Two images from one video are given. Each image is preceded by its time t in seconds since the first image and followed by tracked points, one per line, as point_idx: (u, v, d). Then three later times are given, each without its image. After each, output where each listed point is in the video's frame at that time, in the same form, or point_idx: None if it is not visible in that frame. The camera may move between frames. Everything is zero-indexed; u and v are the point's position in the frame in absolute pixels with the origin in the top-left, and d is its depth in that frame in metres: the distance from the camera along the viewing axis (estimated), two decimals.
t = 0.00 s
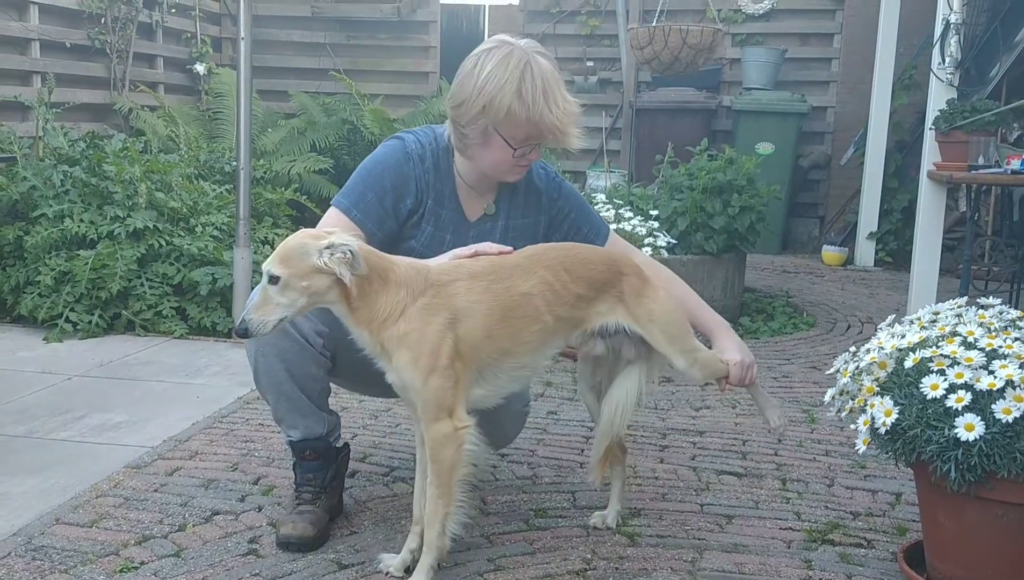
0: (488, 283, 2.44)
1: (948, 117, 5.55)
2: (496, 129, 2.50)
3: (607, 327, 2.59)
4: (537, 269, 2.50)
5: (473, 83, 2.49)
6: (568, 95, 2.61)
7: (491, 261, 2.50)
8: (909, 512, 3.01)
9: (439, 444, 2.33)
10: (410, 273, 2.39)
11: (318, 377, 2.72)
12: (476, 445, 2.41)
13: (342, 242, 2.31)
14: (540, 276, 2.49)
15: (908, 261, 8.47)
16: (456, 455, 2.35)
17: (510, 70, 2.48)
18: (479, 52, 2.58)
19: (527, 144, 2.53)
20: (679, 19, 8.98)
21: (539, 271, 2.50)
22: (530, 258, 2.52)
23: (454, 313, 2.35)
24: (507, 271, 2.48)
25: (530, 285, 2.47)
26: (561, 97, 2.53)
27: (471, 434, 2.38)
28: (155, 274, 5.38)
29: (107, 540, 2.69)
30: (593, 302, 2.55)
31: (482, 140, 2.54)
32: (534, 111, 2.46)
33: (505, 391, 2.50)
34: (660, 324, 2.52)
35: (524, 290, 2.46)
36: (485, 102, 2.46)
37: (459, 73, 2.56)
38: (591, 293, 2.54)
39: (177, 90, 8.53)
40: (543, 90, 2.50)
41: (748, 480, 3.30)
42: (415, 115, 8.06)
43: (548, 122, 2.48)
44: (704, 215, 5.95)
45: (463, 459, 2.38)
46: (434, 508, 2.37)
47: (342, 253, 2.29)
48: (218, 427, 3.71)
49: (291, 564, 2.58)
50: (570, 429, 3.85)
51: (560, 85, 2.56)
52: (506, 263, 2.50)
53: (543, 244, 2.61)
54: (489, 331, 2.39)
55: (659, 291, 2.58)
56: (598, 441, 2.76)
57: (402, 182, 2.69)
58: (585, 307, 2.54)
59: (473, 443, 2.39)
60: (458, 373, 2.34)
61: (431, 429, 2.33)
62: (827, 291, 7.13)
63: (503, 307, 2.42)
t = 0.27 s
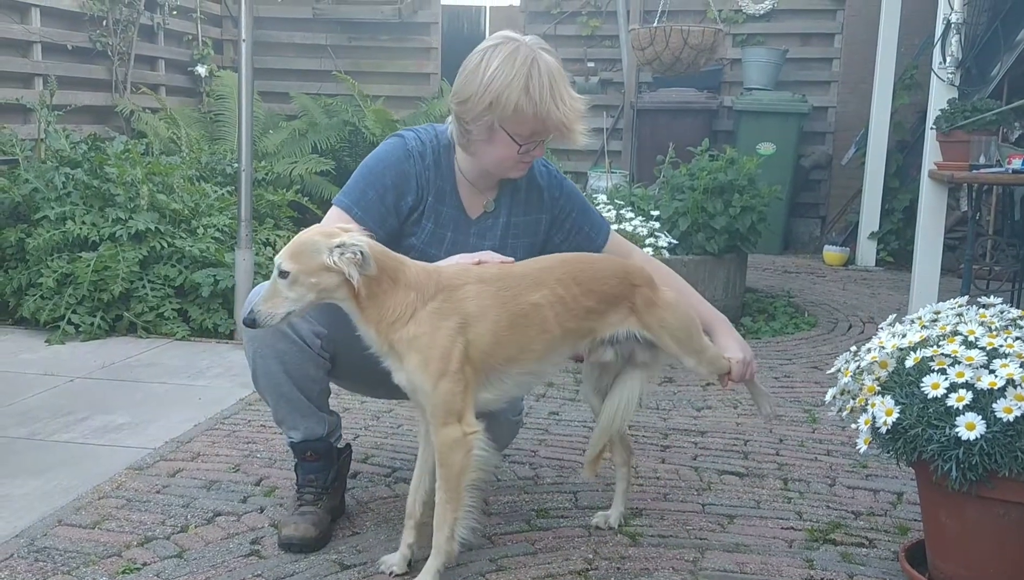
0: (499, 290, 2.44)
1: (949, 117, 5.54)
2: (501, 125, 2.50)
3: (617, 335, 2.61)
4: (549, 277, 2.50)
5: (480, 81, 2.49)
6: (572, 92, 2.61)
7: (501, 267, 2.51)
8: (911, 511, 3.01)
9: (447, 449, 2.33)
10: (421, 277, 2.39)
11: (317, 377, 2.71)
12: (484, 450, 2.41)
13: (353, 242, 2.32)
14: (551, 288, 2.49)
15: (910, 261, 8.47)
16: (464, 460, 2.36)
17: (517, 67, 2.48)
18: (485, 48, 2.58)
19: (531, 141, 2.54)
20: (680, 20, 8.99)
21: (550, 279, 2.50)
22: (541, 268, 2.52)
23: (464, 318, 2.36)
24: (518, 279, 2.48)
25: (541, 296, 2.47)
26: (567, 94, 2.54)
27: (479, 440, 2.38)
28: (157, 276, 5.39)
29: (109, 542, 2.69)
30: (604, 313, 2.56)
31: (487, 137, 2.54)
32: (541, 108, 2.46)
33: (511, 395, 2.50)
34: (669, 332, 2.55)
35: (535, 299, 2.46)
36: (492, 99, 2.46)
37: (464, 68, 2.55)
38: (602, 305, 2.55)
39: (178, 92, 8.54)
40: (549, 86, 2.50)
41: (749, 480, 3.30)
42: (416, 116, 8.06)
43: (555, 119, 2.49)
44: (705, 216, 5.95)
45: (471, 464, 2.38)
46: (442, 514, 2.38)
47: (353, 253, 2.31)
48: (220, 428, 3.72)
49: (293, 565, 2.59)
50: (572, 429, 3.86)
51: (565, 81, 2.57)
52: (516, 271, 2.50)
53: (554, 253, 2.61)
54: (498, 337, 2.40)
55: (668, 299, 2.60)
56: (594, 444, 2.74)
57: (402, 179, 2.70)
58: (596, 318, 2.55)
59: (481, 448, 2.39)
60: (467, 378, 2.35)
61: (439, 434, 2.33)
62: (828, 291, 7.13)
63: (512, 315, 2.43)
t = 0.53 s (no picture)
0: (504, 298, 2.44)
1: (947, 119, 5.55)
2: (497, 129, 2.50)
3: (619, 345, 2.61)
4: (553, 287, 2.50)
5: (476, 84, 2.49)
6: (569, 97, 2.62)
7: (506, 275, 2.51)
8: (910, 514, 3.01)
9: (449, 454, 2.34)
10: (428, 281, 2.39)
11: (314, 382, 2.71)
12: (487, 456, 2.42)
13: (360, 240, 2.33)
14: (555, 299, 2.49)
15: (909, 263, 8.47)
16: (466, 466, 2.36)
17: (514, 72, 2.49)
18: (482, 52, 2.58)
19: (527, 145, 2.54)
20: (678, 23, 9.00)
21: (555, 289, 2.50)
22: (546, 278, 2.52)
23: (468, 325, 2.36)
24: (525, 289, 2.48)
25: (545, 306, 2.47)
26: (563, 100, 2.55)
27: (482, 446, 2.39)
28: (156, 281, 5.39)
29: (109, 547, 2.69)
30: (607, 325, 2.56)
31: (483, 140, 2.54)
32: (537, 113, 2.47)
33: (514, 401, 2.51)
34: (671, 343, 2.56)
35: (540, 309, 2.46)
36: (488, 103, 2.47)
37: (461, 72, 2.56)
38: (605, 318, 2.55)
39: (177, 97, 8.55)
40: (546, 91, 2.51)
41: (749, 483, 3.30)
42: (415, 120, 8.07)
43: (550, 124, 2.50)
44: (704, 219, 5.95)
45: (473, 468, 2.38)
46: (444, 519, 2.39)
47: (359, 252, 2.31)
48: (220, 433, 3.72)
49: (292, 570, 2.59)
50: (572, 433, 3.85)
51: (561, 86, 2.57)
52: (521, 280, 2.50)
53: (559, 262, 2.60)
54: (502, 345, 2.40)
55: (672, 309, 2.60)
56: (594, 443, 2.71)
57: (399, 184, 2.70)
58: (599, 330, 2.56)
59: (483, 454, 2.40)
60: (470, 384, 2.35)
61: (442, 440, 2.33)
62: (828, 294, 7.13)
63: (517, 325, 2.43)
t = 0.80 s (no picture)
0: (504, 301, 2.44)
1: (946, 121, 5.55)
2: (484, 130, 2.49)
3: (618, 346, 2.60)
4: (553, 290, 2.49)
5: (466, 86, 2.50)
6: (559, 101, 2.60)
7: (507, 277, 2.50)
8: (911, 515, 3.01)
9: (446, 452, 2.34)
10: (427, 283, 2.39)
11: (313, 386, 2.70)
12: (484, 455, 2.42)
13: (357, 239, 2.32)
14: (556, 303, 2.48)
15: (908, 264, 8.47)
16: (462, 464, 2.36)
17: (503, 74, 2.49)
18: (475, 54, 2.58)
19: (515, 149, 2.53)
20: (677, 25, 9.01)
21: (555, 292, 2.49)
22: (547, 281, 2.51)
23: (465, 327, 2.37)
24: (525, 291, 2.47)
25: (545, 310, 2.46)
26: (552, 106, 2.53)
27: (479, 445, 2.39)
28: (155, 284, 5.39)
29: (108, 551, 2.69)
30: (607, 327, 2.55)
31: (471, 142, 2.53)
32: (523, 117, 2.46)
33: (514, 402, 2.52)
34: (671, 343, 2.53)
35: (540, 313, 2.46)
36: (475, 106, 2.47)
37: (454, 73, 2.56)
38: (605, 321, 2.54)
39: (176, 100, 8.55)
40: (534, 95, 2.49)
41: (749, 485, 3.30)
42: (414, 122, 8.07)
43: (537, 129, 2.48)
44: (703, 221, 5.95)
45: (469, 467, 2.39)
46: (438, 518, 2.38)
47: (354, 251, 2.30)
48: (219, 436, 3.71)
49: (292, 573, 2.58)
50: (571, 435, 3.85)
51: (552, 91, 2.56)
52: (521, 283, 2.49)
53: (562, 264, 2.59)
54: (499, 347, 2.40)
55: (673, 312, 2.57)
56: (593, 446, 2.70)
57: (389, 187, 2.71)
58: (599, 331, 2.54)
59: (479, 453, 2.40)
60: (466, 383, 2.36)
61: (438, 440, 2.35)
62: (827, 295, 7.13)
63: (515, 327, 2.42)
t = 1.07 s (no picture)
0: (504, 301, 2.44)
1: (943, 123, 5.56)
2: (470, 134, 2.49)
3: (616, 345, 2.61)
4: (551, 290, 2.50)
5: (452, 90, 2.50)
6: (547, 106, 2.60)
7: (505, 279, 2.51)
8: (909, 518, 3.01)
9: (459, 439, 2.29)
10: (426, 285, 2.39)
11: (308, 390, 2.70)
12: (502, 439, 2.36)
13: (351, 243, 2.32)
14: (554, 302, 2.49)
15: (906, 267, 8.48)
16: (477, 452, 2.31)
17: (489, 79, 2.49)
18: (463, 58, 2.58)
19: (501, 153, 2.52)
20: (675, 28, 9.02)
21: (553, 293, 2.50)
22: (544, 281, 2.52)
23: (467, 327, 2.35)
24: (523, 292, 2.48)
25: (545, 308, 2.47)
26: (538, 111, 2.52)
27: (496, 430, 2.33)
28: (153, 288, 5.38)
29: (106, 556, 2.68)
30: (604, 324, 2.56)
31: (457, 146, 2.53)
32: (508, 122, 2.45)
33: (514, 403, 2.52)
34: (670, 336, 2.55)
35: (538, 313, 2.46)
36: (461, 109, 2.47)
37: (442, 77, 2.57)
38: (602, 318, 2.55)
39: (174, 103, 8.55)
40: (520, 100, 2.49)
41: (748, 488, 3.29)
42: (412, 126, 8.07)
43: (521, 134, 2.47)
44: (701, 223, 5.95)
45: (483, 455, 2.33)
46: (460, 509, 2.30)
47: (348, 255, 2.30)
48: (217, 441, 3.71)
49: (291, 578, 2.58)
50: (570, 438, 3.85)
51: (539, 97, 2.55)
52: (521, 283, 2.50)
53: (557, 266, 2.60)
54: (501, 347, 2.39)
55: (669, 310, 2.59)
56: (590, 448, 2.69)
57: (377, 192, 2.71)
58: (596, 330, 2.55)
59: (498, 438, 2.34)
60: (473, 377, 2.34)
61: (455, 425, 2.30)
62: (826, 298, 7.13)
63: (516, 327, 2.42)
